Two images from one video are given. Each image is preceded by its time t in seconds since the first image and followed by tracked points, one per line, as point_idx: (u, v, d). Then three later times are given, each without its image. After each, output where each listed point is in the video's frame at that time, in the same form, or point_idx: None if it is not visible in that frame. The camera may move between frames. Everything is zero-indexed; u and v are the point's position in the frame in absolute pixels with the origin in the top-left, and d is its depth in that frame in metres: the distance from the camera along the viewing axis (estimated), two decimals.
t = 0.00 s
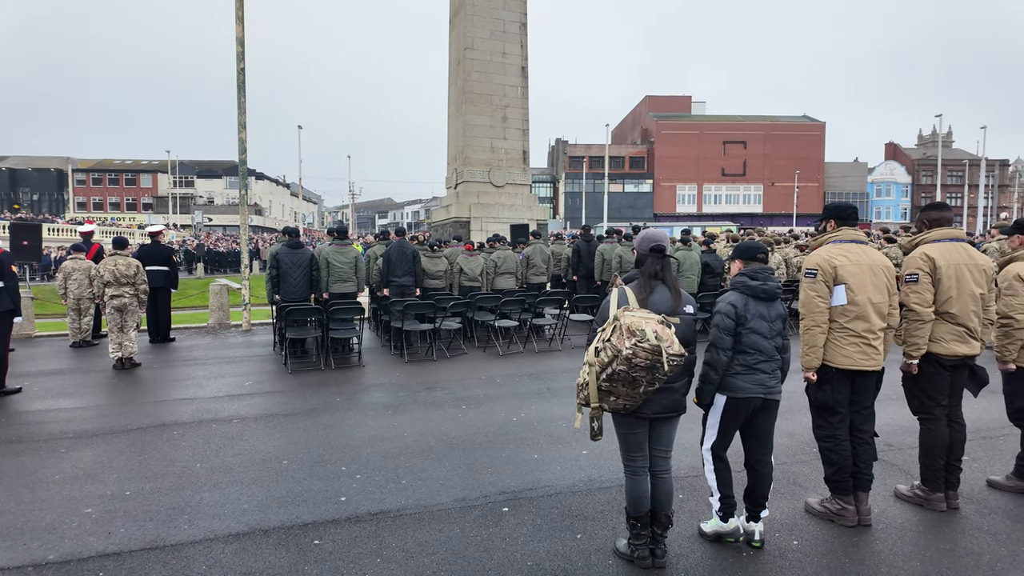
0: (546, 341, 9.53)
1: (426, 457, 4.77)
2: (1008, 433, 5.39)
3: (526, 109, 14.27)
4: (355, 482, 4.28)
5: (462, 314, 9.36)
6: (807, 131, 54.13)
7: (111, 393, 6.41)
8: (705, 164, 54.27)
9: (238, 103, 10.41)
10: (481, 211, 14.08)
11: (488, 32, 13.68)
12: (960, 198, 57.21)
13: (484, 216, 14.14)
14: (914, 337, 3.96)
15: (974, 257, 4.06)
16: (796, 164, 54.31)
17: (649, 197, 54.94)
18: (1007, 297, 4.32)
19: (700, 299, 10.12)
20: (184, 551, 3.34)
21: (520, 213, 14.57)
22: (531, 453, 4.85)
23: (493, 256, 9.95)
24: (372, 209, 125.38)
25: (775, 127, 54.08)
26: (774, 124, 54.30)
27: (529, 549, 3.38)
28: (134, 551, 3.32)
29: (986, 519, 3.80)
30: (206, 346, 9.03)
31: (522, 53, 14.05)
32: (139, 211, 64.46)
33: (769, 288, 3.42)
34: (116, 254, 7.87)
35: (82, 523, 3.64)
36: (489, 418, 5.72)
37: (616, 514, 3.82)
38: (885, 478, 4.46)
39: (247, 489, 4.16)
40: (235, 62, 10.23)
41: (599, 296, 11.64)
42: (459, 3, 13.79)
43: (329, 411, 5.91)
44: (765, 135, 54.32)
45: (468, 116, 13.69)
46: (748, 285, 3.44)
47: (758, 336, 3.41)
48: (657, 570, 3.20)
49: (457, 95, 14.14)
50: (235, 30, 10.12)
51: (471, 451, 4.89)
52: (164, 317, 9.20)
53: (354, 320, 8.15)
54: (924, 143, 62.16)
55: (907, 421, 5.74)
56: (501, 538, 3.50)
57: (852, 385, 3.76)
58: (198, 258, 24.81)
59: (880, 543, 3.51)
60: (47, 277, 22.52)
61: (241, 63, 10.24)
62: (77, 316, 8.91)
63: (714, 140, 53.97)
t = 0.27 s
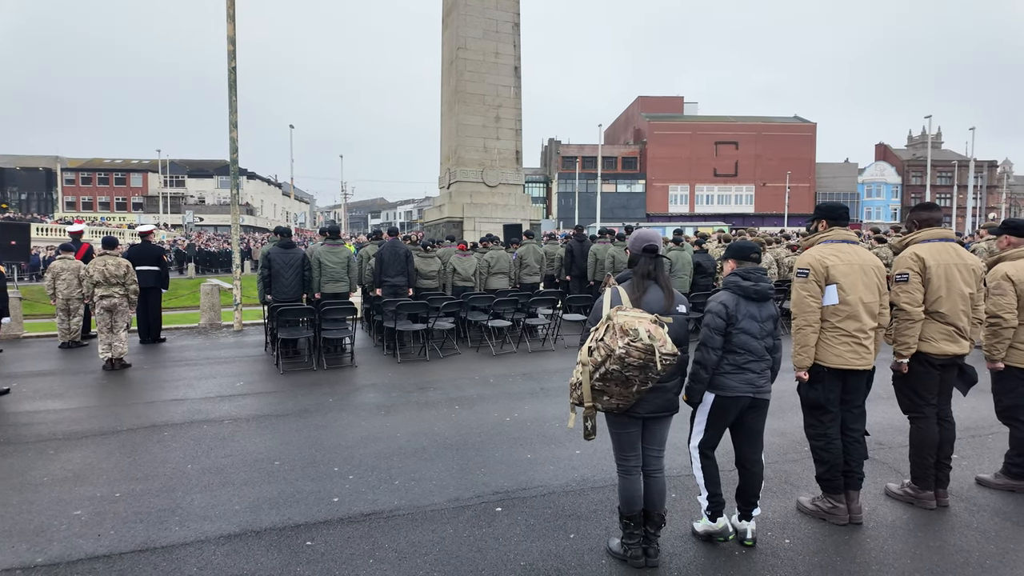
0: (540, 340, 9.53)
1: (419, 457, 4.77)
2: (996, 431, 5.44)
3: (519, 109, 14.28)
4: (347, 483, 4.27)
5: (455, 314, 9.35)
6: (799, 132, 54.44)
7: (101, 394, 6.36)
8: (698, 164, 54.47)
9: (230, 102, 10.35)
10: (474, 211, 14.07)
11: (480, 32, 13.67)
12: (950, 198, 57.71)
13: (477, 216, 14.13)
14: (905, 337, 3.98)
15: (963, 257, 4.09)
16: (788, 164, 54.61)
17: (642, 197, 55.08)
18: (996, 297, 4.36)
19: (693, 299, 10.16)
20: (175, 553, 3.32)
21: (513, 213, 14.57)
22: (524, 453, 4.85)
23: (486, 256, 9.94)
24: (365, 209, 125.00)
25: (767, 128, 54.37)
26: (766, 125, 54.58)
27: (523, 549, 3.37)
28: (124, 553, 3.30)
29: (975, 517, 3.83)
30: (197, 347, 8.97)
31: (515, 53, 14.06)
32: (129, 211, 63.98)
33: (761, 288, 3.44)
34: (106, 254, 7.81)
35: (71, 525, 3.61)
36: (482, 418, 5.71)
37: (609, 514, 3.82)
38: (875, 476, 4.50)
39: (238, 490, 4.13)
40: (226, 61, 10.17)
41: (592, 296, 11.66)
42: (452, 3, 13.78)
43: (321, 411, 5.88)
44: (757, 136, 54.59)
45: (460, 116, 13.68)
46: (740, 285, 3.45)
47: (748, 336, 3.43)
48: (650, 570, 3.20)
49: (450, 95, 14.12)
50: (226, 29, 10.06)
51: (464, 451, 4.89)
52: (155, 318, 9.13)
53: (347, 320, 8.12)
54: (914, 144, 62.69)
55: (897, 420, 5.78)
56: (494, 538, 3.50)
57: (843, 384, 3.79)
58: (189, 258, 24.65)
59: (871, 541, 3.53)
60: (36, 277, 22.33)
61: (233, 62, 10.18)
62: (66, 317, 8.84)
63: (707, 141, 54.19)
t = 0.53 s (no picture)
0: (533, 340, 9.54)
1: (413, 457, 4.76)
2: (986, 430, 5.49)
3: (513, 109, 14.28)
4: (340, 483, 4.26)
5: (449, 315, 9.34)
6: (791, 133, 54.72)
7: (91, 395, 6.31)
8: (692, 164, 54.64)
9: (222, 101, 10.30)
10: (468, 211, 14.06)
11: (474, 32, 13.66)
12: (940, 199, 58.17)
13: (471, 216, 14.13)
14: (895, 336, 4.01)
15: (954, 257, 4.13)
16: (780, 165, 54.88)
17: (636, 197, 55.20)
18: (986, 296, 4.39)
19: (686, 298, 10.19)
20: (166, 555, 3.30)
21: (507, 212, 14.57)
22: (517, 452, 4.86)
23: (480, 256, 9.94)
24: (358, 209, 124.68)
25: (760, 128, 54.61)
26: (759, 125, 54.83)
27: (516, 549, 3.37)
28: (115, 555, 3.27)
29: (965, 515, 3.86)
30: (189, 347, 8.92)
31: (509, 53, 14.06)
32: (120, 211, 63.52)
33: (747, 288, 3.46)
34: (96, 254, 7.75)
35: (61, 527, 3.58)
36: (475, 418, 5.71)
37: (602, 513, 3.83)
38: (867, 474, 4.52)
39: (231, 491, 4.11)
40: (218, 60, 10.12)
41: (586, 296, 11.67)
42: (446, 3, 13.76)
43: (314, 411, 5.86)
44: (750, 136, 54.84)
45: (454, 116, 13.66)
46: (727, 285, 3.47)
47: (735, 335, 3.44)
48: (643, 569, 3.21)
49: (443, 94, 14.10)
50: (218, 28, 10.01)
51: (458, 451, 4.88)
52: (146, 318, 9.07)
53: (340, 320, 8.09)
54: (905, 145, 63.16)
55: (888, 419, 5.82)
56: (487, 538, 3.50)
57: (835, 383, 3.81)
58: (181, 258, 24.51)
59: (862, 539, 3.55)
60: (25, 277, 22.15)
61: (225, 61, 10.13)
62: (56, 317, 8.78)
63: (700, 141, 54.37)
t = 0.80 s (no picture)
0: (527, 340, 9.55)
1: (407, 457, 4.76)
2: (976, 428, 5.54)
3: (507, 109, 14.29)
4: (334, 484, 4.25)
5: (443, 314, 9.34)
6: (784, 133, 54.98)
7: (83, 396, 6.27)
8: (685, 165, 54.82)
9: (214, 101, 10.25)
10: (462, 211, 14.06)
11: (468, 31, 13.65)
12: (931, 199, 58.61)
13: (465, 216, 14.12)
14: (886, 335, 4.04)
15: (944, 257, 4.16)
16: (773, 165, 55.15)
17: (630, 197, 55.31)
18: (976, 296, 4.43)
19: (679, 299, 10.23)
20: (158, 556, 3.28)
21: (501, 212, 14.58)
22: (511, 452, 4.86)
23: (474, 256, 9.94)
24: (352, 209, 124.27)
25: (754, 129, 54.85)
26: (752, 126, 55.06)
27: (510, 548, 3.38)
28: (107, 557, 3.25)
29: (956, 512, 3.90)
30: (181, 347, 8.87)
31: (503, 53, 14.06)
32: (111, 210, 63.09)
33: (734, 288, 3.48)
34: (87, 253, 7.70)
35: (52, 529, 3.55)
36: (469, 418, 5.71)
37: (596, 512, 3.84)
38: (859, 473, 4.56)
39: (224, 492, 4.10)
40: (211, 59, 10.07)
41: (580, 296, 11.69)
42: (439, 3, 13.74)
43: (307, 412, 5.84)
44: (743, 137, 55.05)
45: (448, 116, 13.65)
46: (714, 285, 3.49)
47: (724, 335, 3.46)
48: (637, 568, 3.22)
49: (437, 94, 14.09)
50: (211, 26, 9.96)
51: (452, 451, 4.89)
52: (138, 318, 9.02)
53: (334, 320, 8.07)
54: (896, 146, 63.60)
55: (880, 418, 5.86)
56: (481, 538, 3.50)
57: (828, 382, 3.83)
58: (173, 258, 24.37)
59: (854, 537, 3.58)
60: (13, 277, 21.99)
61: (217, 59, 10.08)
62: (46, 318, 8.71)
63: (694, 142, 54.55)
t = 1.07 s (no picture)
0: (522, 340, 9.55)
1: (401, 458, 4.75)
2: (967, 427, 5.58)
3: (501, 109, 14.28)
4: (328, 484, 4.23)
5: (437, 314, 9.33)
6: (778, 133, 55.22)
7: (74, 397, 6.23)
8: (679, 165, 54.96)
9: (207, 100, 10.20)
10: (457, 211, 14.04)
11: (462, 31, 13.63)
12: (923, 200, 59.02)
13: (460, 215, 14.11)
14: (878, 335, 4.06)
15: (936, 257, 4.19)
16: (767, 166, 55.36)
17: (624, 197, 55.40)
18: (968, 296, 4.46)
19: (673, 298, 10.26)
20: (151, 558, 3.26)
21: (495, 212, 14.57)
22: (506, 452, 4.86)
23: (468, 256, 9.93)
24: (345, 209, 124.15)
25: (748, 129, 55.06)
26: (746, 126, 55.27)
27: (505, 548, 3.38)
28: (99, 559, 3.23)
29: (947, 510, 3.93)
30: (174, 348, 8.82)
31: (497, 53, 14.05)
32: (103, 210, 62.66)
33: (722, 287, 3.49)
34: (79, 253, 7.64)
35: (43, 531, 3.52)
36: (464, 418, 5.71)
37: (591, 512, 3.85)
38: (851, 472, 4.58)
39: (217, 493, 4.08)
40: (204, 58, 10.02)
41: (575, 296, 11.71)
42: (433, 2, 13.73)
43: (301, 412, 5.82)
44: (737, 137, 55.25)
45: (442, 116, 13.63)
46: (701, 285, 3.49)
47: (714, 334, 3.46)
48: (631, 567, 3.23)
49: (431, 94, 14.06)
50: (203, 25, 9.91)
51: (446, 451, 4.88)
52: (130, 318, 8.96)
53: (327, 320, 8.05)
54: (888, 147, 64.01)
55: (872, 417, 5.90)
56: (476, 538, 3.50)
57: (821, 381, 3.85)
58: (165, 258, 24.22)
59: (846, 535, 3.60)
60: (3, 278, 21.81)
61: (210, 59, 10.03)
62: (37, 319, 8.65)
63: (688, 142, 54.70)
